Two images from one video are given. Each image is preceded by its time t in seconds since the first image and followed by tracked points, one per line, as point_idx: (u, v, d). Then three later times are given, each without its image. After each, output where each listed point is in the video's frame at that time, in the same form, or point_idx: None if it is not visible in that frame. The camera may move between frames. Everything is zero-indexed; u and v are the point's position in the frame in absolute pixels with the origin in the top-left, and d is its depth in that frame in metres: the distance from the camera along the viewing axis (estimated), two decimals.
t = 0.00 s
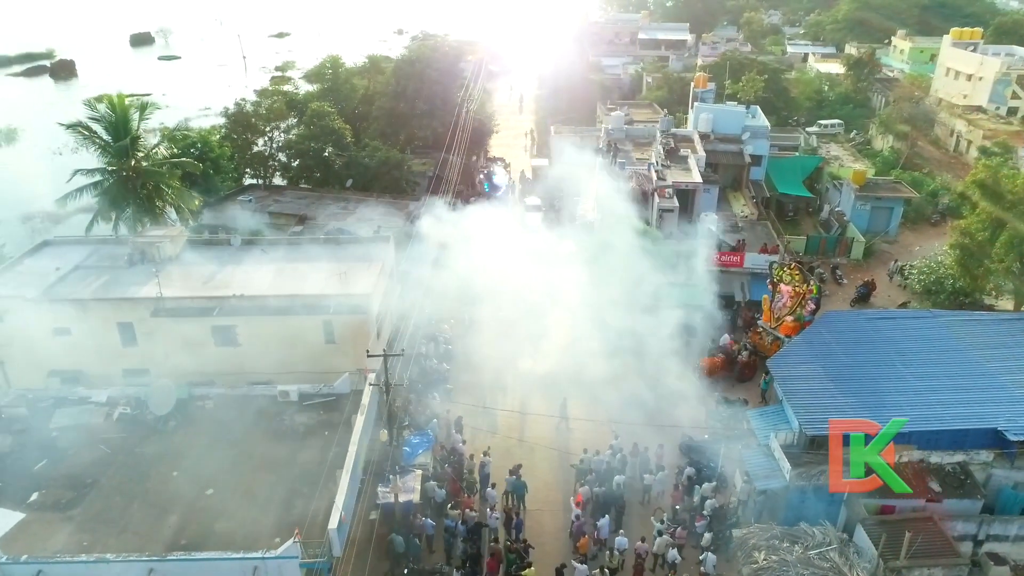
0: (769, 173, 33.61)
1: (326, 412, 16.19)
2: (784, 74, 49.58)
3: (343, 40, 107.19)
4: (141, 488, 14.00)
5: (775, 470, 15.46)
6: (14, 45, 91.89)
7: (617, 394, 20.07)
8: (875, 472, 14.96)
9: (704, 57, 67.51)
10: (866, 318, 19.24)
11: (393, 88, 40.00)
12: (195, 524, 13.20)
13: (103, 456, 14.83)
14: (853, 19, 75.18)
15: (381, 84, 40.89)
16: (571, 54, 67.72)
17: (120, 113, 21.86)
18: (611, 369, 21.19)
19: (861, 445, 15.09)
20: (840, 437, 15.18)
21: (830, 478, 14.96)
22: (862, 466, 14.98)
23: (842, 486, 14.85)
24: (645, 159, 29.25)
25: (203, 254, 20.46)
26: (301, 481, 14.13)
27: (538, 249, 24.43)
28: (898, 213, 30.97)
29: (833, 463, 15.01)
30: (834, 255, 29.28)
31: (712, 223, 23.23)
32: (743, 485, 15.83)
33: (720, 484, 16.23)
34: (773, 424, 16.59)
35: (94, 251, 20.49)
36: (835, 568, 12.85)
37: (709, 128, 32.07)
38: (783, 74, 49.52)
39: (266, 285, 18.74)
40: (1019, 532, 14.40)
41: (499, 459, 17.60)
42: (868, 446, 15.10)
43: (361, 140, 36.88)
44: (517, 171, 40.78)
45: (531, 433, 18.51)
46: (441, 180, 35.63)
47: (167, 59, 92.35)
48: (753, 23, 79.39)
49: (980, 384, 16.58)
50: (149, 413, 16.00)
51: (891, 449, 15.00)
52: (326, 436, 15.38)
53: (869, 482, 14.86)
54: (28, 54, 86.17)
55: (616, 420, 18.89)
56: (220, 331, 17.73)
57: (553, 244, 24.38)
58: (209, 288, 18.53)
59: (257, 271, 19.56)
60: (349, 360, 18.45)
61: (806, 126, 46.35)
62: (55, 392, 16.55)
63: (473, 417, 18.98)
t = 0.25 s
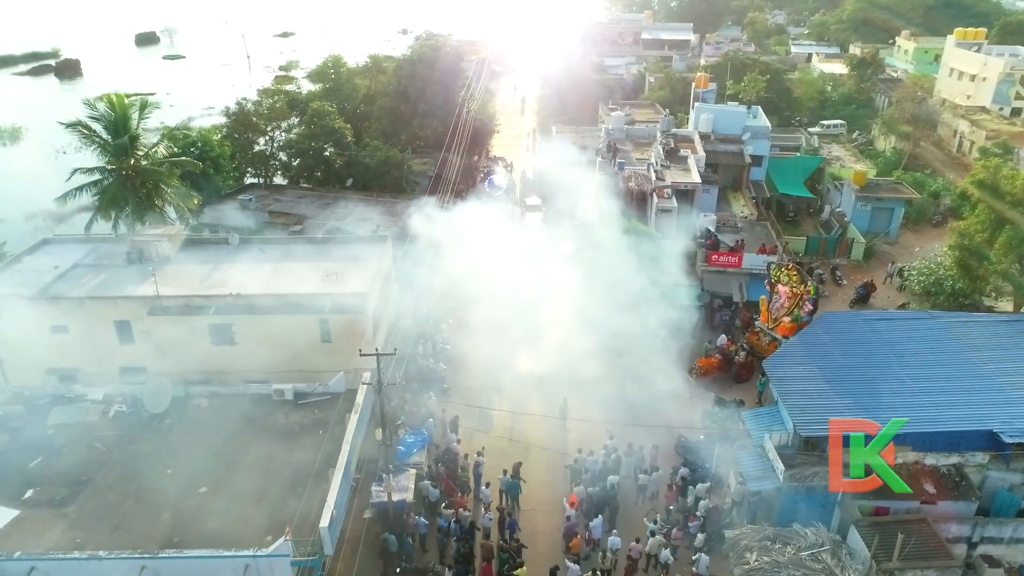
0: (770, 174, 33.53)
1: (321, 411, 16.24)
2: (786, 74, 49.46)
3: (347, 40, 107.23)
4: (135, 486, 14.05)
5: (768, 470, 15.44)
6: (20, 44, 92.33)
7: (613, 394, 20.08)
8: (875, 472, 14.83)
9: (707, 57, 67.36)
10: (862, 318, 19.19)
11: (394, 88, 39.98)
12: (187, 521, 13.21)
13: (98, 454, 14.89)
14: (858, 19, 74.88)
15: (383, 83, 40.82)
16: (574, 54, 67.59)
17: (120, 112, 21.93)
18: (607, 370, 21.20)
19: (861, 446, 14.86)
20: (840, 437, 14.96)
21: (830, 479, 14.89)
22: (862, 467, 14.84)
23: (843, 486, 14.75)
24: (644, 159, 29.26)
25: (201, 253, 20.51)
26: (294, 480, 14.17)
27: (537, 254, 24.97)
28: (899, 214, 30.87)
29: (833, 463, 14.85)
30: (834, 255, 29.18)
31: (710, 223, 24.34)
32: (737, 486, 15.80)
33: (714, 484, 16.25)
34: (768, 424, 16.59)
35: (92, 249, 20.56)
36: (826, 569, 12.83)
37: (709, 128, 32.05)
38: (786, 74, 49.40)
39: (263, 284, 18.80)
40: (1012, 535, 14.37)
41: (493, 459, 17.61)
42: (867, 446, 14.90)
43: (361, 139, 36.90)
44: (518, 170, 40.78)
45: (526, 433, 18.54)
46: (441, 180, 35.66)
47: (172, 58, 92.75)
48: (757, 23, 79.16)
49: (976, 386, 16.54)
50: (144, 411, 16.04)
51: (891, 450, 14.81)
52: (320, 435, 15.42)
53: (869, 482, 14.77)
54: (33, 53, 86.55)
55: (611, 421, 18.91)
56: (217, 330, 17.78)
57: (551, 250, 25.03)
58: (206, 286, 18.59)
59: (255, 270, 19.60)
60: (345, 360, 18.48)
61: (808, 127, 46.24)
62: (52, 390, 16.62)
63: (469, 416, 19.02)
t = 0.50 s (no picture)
0: (770, 174, 33.46)
1: (315, 410, 16.28)
2: (787, 74, 49.35)
3: (350, 40, 107.29)
4: (129, 484, 14.10)
5: (762, 471, 15.43)
6: (25, 43, 92.80)
7: (608, 395, 20.08)
8: (875, 472, 14.84)
9: (709, 57, 67.26)
10: (857, 319, 19.13)
11: (394, 88, 39.97)
12: (179, 519, 13.25)
13: (92, 452, 14.95)
14: (861, 19, 74.64)
15: (383, 83, 40.73)
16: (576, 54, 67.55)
17: (118, 111, 22.00)
18: (603, 371, 21.20)
19: (861, 446, 14.89)
20: (840, 438, 14.99)
21: (830, 479, 14.88)
22: (863, 467, 14.85)
23: (843, 486, 14.73)
24: (643, 159, 29.28)
25: (198, 253, 20.56)
26: (287, 479, 14.19)
27: (531, 256, 25.49)
28: (898, 215, 30.76)
29: (833, 464, 14.82)
30: (834, 256, 29.13)
31: (707, 224, 24.52)
32: (731, 487, 15.80)
33: (708, 485, 16.26)
34: (762, 425, 16.59)
35: (90, 248, 20.64)
36: (817, 570, 12.82)
37: (709, 129, 32.03)
38: (788, 75, 49.34)
39: (259, 283, 18.84)
40: (1006, 538, 14.33)
41: (486, 459, 17.64)
42: (868, 446, 14.94)
43: (361, 138, 36.94)
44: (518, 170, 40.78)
45: (522, 434, 18.53)
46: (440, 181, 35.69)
47: (176, 57, 93.21)
48: (760, 23, 79.02)
49: (971, 387, 16.50)
50: (139, 410, 16.10)
51: (891, 450, 14.91)
52: (313, 434, 15.46)
53: (869, 482, 14.76)
54: (37, 53, 86.96)
55: (606, 421, 18.93)
56: (213, 329, 17.84)
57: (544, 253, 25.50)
58: (202, 285, 18.64)
59: (251, 269, 19.65)
60: (340, 360, 18.53)
61: (809, 127, 46.17)
62: (47, 388, 16.69)
63: (464, 416, 19.07)
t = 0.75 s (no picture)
0: (768, 174, 33.43)
1: (309, 410, 16.32)
2: (788, 75, 49.29)
3: (352, 40, 107.33)
4: (122, 483, 14.12)
5: (754, 472, 15.40)
6: (28, 43, 92.97)
7: (604, 395, 20.05)
8: (875, 472, 14.80)
9: (710, 57, 67.15)
10: (853, 320, 19.07)
11: (393, 88, 39.99)
12: (170, 518, 13.28)
13: (85, 450, 14.99)
14: (863, 19, 74.42)
15: (381, 81, 40.49)
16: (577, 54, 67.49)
17: (115, 111, 22.07)
18: (598, 372, 21.19)
19: (861, 447, 14.83)
20: (839, 439, 14.96)
21: (831, 479, 14.71)
22: (863, 467, 14.76)
23: (843, 486, 14.59)
24: (641, 159, 29.26)
25: (194, 252, 20.59)
26: (278, 479, 14.21)
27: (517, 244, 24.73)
28: (897, 216, 30.69)
29: (834, 461, 14.75)
30: (831, 257, 29.13)
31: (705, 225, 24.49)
32: (723, 487, 15.78)
33: (700, 486, 16.26)
34: (755, 426, 16.58)
35: (86, 247, 20.68)
36: (808, 571, 12.80)
37: (707, 129, 32.03)
38: (788, 75, 49.28)
39: (254, 283, 18.87)
40: (998, 540, 14.32)
41: (479, 459, 17.65)
42: (868, 447, 14.90)
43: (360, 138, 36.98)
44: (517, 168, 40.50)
45: (517, 436, 18.47)
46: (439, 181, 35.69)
47: (178, 58, 93.33)
48: (762, 23, 78.87)
49: (966, 389, 16.44)
50: (133, 409, 16.14)
51: (890, 450, 14.93)
52: (306, 434, 15.48)
53: (869, 482, 14.71)
54: (41, 53, 87.15)
55: (600, 422, 18.92)
56: (207, 328, 17.87)
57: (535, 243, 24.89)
58: (198, 285, 18.68)
59: (246, 268, 19.68)
60: (335, 360, 18.54)
61: (809, 128, 46.11)
62: (42, 387, 16.72)
63: (458, 416, 19.06)
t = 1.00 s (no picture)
0: (767, 175, 33.38)
1: (301, 410, 16.34)
2: (788, 75, 49.19)
3: (354, 40, 107.29)
4: (113, 482, 14.15)
5: (747, 472, 15.38)
6: (30, 43, 93.08)
7: (598, 395, 20.06)
8: (875, 472, 14.86)
9: (711, 57, 67.01)
10: (849, 318, 18.90)
11: (391, 87, 39.97)
12: (160, 517, 13.31)
13: (78, 449, 15.02)
14: (865, 19, 74.19)
15: (381, 81, 40.59)
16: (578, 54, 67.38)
17: (111, 110, 22.12)
18: (593, 372, 21.19)
19: (861, 447, 14.88)
20: (839, 440, 14.97)
21: (831, 478, 14.83)
22: (863, 467, 14.85)
23: (844, 487, 14.69)
24: (638, 159, 29.20)
25: (190, 252, 20.62)
26: (269, 478, 14.24)
27: (509, 242, 24.60)
28: (895, 216, 30.63)
29: (833, 462, 14.83)
30: (829, 258, 28.99)
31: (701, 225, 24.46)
32: (715, 488, 15.79)
33: (693, 486, 16.26)
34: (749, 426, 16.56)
35: (82, 247, 20.71)
36: (797, 572, 12.79)
37: (705, 129, 32.01)
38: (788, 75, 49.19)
39: (249, 282, 18.89)
40: (991, 541, 14.26)
41: (472, 459, 17.65)
42: (867, 447, 14.95)
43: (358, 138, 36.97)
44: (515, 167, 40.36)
45: (511, 436, 18.50)
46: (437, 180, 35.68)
47: (180, 58, 93.33)
48: (763, 23, 78.70)
49: (961, 390, 16.33)
50: (126, 408, 16.17)
51: (890, 450, 14.95)
52: (298, 433, 15.51)
53: (869, 482, 14.80)
54: (43, 53, 87.22)
55: (594, 422, 18.91)
56: (202, 328, 17.91)
57: (528, 239, 24.72)
58: (192, 284, 18.72)
59: (241, 268, 19.71)
60: (329, 360, 18.56)
61: (809, 128, 46.03)
62: (36, 386, 16.77)
63: (451, 416, 19.06)
